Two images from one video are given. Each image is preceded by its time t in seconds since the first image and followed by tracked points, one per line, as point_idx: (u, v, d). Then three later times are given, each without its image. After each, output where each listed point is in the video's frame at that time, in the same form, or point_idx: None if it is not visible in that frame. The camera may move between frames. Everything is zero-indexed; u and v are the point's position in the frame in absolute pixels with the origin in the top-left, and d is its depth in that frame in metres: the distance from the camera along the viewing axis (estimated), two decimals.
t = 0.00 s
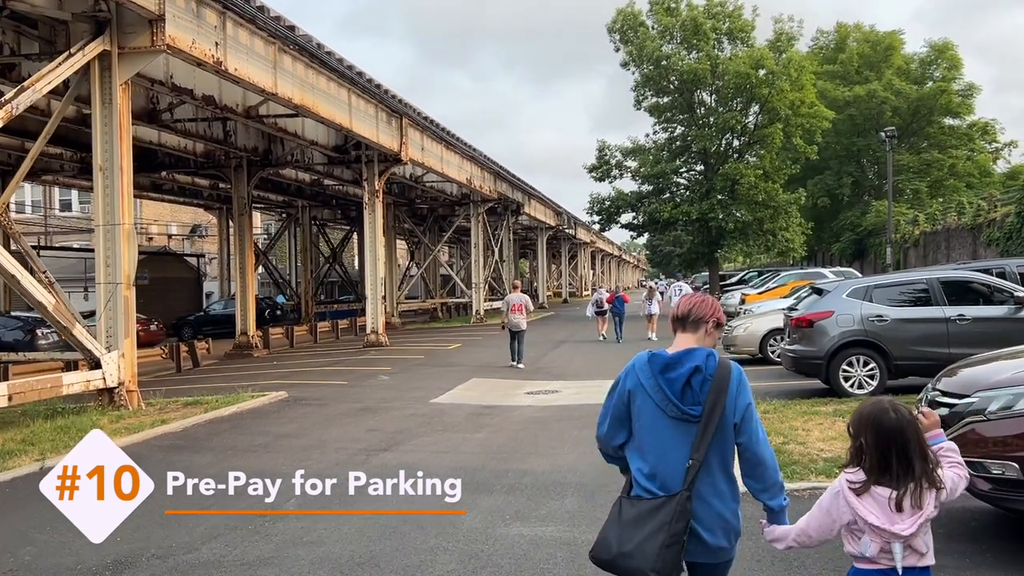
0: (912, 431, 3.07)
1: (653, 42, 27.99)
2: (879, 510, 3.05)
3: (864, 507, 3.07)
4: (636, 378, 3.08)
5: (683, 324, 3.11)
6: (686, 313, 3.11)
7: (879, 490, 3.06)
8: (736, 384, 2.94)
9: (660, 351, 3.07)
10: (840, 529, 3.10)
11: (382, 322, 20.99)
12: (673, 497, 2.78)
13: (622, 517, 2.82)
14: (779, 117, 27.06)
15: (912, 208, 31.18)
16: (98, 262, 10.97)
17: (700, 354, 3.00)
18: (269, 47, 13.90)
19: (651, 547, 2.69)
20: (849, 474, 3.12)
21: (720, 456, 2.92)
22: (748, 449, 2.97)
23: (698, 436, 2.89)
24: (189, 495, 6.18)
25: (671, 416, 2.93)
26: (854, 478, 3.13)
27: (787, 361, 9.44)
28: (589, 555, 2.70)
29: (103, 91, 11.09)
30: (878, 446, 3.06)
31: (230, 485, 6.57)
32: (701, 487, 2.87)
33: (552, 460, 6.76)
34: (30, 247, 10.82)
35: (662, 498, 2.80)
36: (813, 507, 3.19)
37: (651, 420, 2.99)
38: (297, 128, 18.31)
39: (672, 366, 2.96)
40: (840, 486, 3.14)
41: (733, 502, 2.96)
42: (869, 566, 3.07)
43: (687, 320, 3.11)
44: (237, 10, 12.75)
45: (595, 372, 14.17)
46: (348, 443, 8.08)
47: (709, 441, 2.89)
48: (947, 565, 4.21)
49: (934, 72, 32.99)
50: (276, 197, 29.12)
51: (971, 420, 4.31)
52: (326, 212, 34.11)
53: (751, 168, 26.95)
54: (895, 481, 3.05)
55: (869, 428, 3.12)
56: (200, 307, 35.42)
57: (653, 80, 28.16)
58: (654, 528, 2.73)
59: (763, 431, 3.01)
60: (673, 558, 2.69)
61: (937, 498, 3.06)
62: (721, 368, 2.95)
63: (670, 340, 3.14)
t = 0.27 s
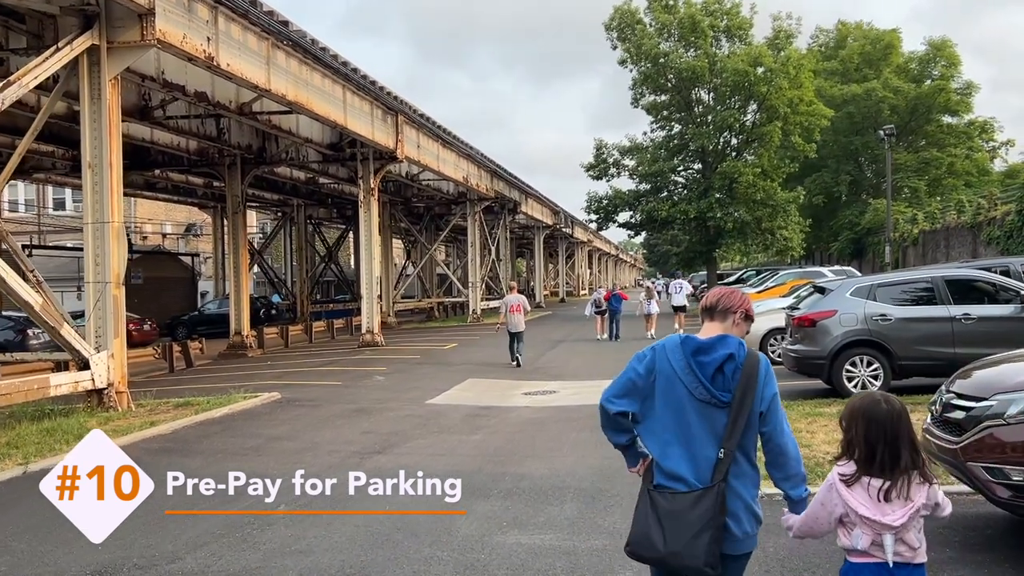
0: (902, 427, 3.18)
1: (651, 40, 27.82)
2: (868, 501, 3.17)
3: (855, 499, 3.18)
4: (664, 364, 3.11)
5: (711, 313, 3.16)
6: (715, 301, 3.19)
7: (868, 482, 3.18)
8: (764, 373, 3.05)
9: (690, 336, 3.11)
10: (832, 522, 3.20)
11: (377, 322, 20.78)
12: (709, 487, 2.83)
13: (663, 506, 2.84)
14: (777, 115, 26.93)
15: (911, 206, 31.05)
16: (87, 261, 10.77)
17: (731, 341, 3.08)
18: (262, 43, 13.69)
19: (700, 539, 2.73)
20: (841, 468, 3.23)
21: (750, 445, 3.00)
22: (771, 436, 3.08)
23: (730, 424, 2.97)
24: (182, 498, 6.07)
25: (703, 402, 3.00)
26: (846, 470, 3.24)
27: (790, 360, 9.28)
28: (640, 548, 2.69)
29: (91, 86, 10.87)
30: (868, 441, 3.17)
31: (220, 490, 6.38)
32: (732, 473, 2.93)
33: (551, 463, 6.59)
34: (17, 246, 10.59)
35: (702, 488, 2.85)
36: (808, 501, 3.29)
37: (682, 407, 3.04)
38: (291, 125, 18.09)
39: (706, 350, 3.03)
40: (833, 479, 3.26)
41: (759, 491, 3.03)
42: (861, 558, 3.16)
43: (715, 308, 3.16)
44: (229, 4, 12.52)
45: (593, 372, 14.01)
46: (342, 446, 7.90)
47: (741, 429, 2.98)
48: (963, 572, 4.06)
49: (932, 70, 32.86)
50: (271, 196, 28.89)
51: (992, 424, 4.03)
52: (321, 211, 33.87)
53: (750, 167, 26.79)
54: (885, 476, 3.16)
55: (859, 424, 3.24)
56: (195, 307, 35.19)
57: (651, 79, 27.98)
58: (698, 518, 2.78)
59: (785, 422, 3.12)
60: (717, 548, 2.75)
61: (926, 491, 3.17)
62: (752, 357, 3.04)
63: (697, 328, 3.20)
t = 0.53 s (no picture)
0: (910, 428, 3.12)
1: (649, 39, 27.69)
2: (879, 503, 3.08)
3: (866, 502, 3.09)
4: (666, 373, 3.04)
5: (714, 320, 3.07)
6: (718, 308, 3.09)
7: (879, 484, 3.10)
8: (768, 381, 2.95)
9: (692, 346, 3.04)
10: (841, 525, 3.11)
11: (374, 322, 20.60)
12: (704, 495, 2.79)
13: (659, 514, 2.82)
14: (776, 114, 26.82)
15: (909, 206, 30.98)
16: (77, 261, 10.57)
17: (733, 348, 2.98)
18: (257, 40, 13.50)
19: (690, 543, 2.72)
20: (851, 470, 3.15)
21: (751, 453, 2.93)
22: (777, 443, 2.99)
23: (730, 432, 2.89)
24: (172, 505, 5.89)
25: (704, 411, 2.92)
26: (855, 474, 3.16)
27: (793, 362, 9.11)
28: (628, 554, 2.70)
29: (82, 83, 10.68)
30: (877, 442, 3.12)
31: (211, 496, 6.20)
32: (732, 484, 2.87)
33: (551, 468, 6.41)
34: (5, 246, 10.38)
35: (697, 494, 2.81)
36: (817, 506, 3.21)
37: (683, 415, 2.97)
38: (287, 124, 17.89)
39: (706, 360, 2.95)
40: (842, 483, 3.17)
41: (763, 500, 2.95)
42: (872, 562, 3.07)
43: (717, 316, 3.07)
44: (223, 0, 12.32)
45: (593, 372, 13.83)
46: (337, 450, 7.71)
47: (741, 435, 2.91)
48: None
49: (932, 69, 32.64)
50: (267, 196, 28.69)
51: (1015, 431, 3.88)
52: (318, 211, 33.67)
53: (749, 166, 26.67)
54: (894, 477, 3.09)
55: (868, 426, 3.19)
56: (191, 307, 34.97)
57: (649, 78, 27.84)
58: (690, 527, 2.75)
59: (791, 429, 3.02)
60: (709, 553, 2.72)
61: (936, 494, 3.10)
62: (754, 365, 2.94)
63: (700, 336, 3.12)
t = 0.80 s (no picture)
0: (906, 424, 3.06)
1: (646, 38, 27.51)
2: (877, 501, 3.02)
3: (864, 499, 3.03)
4: (655, 374, 3.17)
5: (700, 321, 3.19)
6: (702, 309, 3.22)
7: (877, 482, 3.04)
8: (752, 375, 3.06)
9: (677, 347, 3.16)
10: (839, 524, 3.04)
11: (369, 324, 20.39)
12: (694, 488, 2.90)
13: (651, 509, 2.94)
14: (774, 114, 26.67)
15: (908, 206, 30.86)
16: (66, 262, 10.36)
17: (717, 347, 3.11)
18: (250, 38, 13.31)
19: (679, 536, 2.84)
20: (848, 468, 3.08)
21: (739, 447, 3.04)
22: (764, 436, 3.09)
23: (717, 428, 3.01)
24: (157, 515, 5.68)
25: (692, 408, 3.05)
26: (853, 471, 3.10)
27: (796, 364, 8.93)
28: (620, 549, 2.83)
29: (70, 81, 10.46)
30: (874, 439, 3.05)
31: (198, 505, 6.00)
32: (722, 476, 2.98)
33: (549, 475, 6.23)
34: None
35: (686, 489, 2.93)
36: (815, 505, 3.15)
37: (671, 414, 3.09)
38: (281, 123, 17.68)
39: (690, 360, 3.07)
40: (840, 480, 3.11)
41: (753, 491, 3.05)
42: (872, 560, 3.01)
43: (701, 317, 3.19)
44: None
45: (591, 374, 13.65)
46: (330, 456, 7.52)
47: (727, 431, 3.03)
48: None
49: (930, 69, 32.51)
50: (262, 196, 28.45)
51: None
52: (313, 212, 33.44)
53: (747, 166, 26.50)
54: (892, 473, 3.02)
55: (864, 423, 3.11)
56: (186, 309, 34.70)
57: (647, 78, 27.66)
58: (679, 519, 2.87)
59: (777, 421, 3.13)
60: (699, 544, 2.84)
61: (933, 492, 3.04)
62: (737, 362, 3.05)
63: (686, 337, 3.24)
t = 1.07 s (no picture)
0: (885, 424, 3.11)
1: (643, 37, 27.37)
2: (853, 498, 3.08)
3: (840, 497, 3.09)
4: (656, 369, 3.10)
5: (700, 319, 3.14)
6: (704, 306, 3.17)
7: (853, 479, 3.10)
8: (757, 374, 3.03)
9: (679, 344, 3.10)
10: (819, 522, 3.11)
11: (365, 325, 20.22)
12: (701, 485, 2.86)
13: (652, 506, 2.88)
14: (772, 113, 26.56)
15: (906, 205, 30.78)
16: (54, 262, 10.17)
17: (720, 345, 3.07)
18: (242, 35, 13.14)
19: (684, 534, 2.79)
20: (828, 467, 3.15)
21: (741, 446, 3.00)
22: (764, 434, 3.07)
23: (721, 426, 2.96)
24: (140, 523, 5.50)
25: (696, 407, 3.00)
26: (833, 470, 3.17)
27: (796, 365, 8.76)
28: (623, 546, 2.76)
29: (57, 78, 10.27)
30: (849, 438, 3.12)
31: (182, 512, 5.82)
32: (725, 473, 2.95)
33: (545, 480, 6.06)
34: None
35: (690, 487, 2.88)
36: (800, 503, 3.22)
37: (674, 411, 3.03)
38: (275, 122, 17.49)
39: (696, 357, 3.02)
40: (821, 477, 3.19)
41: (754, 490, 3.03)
42: (851, 558, 3.06)
43: (701, 315, 3.14)
44: None
45: (588, 375, 13.48)
46: (321, 460, 7.34)
47: (733, 428, 2.99)
48: None
49: (927, 68, 32.39)
50: (257, 197, 28.27)
51: None
52: (309, 213, 33.25)
53: (745, 165, 26.38)
54: (870, 473, 3.08)
55: (845, 424, 3.19)
56: (181, 310, 34.47)
57: (644, 78, 27.53)
58: (686, 516, 2.83)
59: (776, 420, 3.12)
60: (703, 543, 2.80)
61: (913, 490, 3.07)
62: (742, 361, 3.02)
63: (686, 334, 3.19)
